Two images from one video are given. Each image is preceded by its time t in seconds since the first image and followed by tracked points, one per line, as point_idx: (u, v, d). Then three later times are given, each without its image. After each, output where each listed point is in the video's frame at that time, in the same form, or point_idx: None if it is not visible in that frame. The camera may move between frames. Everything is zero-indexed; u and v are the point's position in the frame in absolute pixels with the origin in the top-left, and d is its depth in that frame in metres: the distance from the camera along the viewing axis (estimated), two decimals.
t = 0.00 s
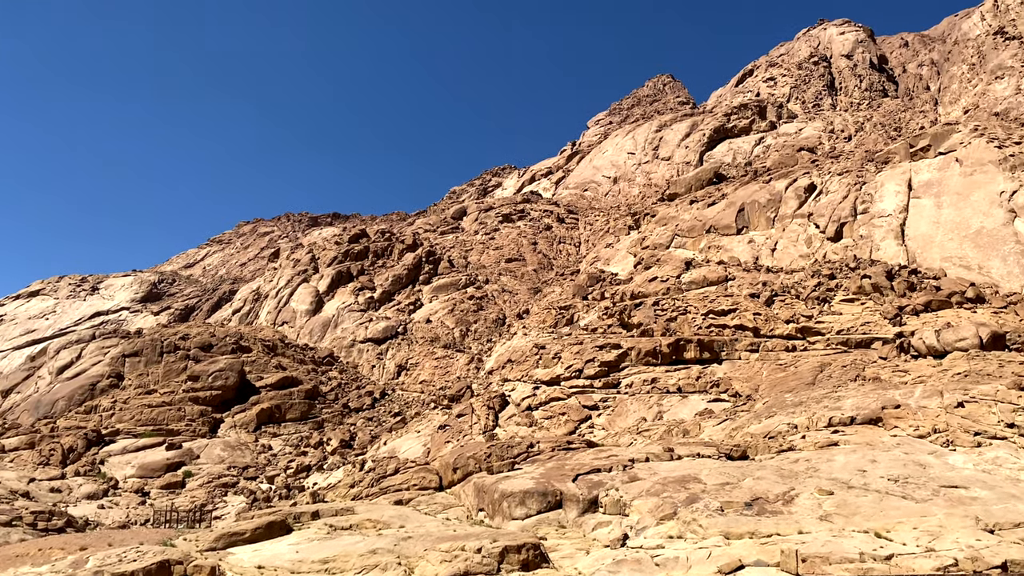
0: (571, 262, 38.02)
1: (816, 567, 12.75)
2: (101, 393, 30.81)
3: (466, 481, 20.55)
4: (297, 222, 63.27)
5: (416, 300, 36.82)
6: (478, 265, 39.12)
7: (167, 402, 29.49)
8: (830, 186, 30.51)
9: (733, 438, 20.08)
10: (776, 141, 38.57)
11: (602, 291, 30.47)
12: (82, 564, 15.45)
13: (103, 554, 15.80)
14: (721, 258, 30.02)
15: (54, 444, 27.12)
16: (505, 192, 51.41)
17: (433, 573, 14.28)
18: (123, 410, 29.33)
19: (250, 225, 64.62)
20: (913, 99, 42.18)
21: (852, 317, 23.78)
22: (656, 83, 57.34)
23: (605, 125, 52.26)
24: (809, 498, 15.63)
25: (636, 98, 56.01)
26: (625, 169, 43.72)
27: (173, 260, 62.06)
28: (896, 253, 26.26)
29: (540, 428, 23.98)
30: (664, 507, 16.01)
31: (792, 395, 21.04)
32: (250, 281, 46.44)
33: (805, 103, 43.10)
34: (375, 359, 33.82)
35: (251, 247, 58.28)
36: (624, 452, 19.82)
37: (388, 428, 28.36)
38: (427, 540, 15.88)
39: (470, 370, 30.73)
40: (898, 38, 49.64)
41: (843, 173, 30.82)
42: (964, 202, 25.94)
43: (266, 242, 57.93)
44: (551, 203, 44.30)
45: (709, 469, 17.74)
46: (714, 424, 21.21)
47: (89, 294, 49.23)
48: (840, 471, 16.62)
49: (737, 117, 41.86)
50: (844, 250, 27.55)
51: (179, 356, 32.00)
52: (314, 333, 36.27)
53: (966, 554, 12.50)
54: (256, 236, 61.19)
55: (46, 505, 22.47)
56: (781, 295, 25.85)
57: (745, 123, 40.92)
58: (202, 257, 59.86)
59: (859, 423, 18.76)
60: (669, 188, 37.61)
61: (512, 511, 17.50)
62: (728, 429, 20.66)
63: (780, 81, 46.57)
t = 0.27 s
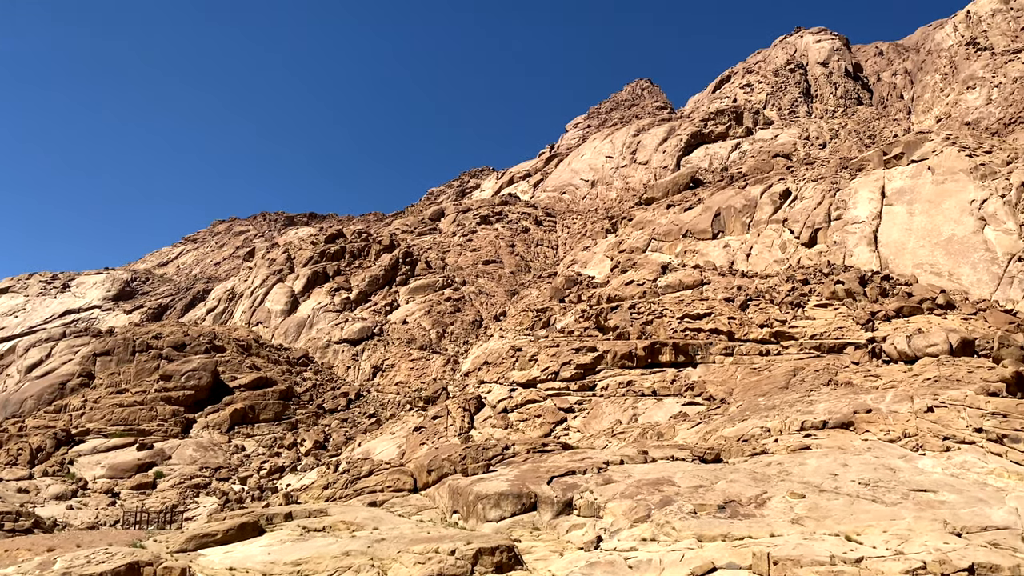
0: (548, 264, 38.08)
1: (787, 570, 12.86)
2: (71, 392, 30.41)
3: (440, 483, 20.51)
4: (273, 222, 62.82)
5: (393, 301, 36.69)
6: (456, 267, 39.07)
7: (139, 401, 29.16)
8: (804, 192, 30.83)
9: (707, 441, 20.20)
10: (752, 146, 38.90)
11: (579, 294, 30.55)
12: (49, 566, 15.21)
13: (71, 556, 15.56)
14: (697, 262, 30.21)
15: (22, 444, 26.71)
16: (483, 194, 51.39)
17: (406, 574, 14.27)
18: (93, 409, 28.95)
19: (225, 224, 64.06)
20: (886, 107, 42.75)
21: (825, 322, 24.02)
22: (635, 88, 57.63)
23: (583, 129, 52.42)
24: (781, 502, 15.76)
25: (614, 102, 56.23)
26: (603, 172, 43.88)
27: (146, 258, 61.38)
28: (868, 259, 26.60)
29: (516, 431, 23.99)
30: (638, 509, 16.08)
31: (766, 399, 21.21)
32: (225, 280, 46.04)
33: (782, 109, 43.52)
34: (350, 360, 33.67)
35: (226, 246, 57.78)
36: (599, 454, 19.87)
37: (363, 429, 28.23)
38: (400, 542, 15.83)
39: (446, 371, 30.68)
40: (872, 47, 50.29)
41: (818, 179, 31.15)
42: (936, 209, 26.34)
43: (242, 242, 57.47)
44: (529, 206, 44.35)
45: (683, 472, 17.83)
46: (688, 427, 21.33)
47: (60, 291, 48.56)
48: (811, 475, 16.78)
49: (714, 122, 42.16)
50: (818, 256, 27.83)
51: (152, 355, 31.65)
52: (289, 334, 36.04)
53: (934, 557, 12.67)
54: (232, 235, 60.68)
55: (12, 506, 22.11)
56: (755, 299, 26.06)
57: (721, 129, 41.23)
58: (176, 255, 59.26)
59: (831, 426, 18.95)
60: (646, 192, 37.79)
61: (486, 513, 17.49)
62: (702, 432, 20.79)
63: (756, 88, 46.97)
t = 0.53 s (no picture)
0: (525, 265, 38.12)
1: (757, 570, 12.98)
2: (39, 390, 29.99)
3: (413, 483, 20.44)
4: (247, 219, 62.31)
5: (368, 300, 36.54)
6: (432, 266, 38.99)
7: (109, 400, 28.79)
8: (778, 197, 31.13)
9: (680, 443, 20.34)
10: (727, 151, 39.22)
11: (555, 295, 30.62)
12: (14, 566, 14.96)
13: (37, 556, 15.31)
14: (672, 264, 30.39)
15: None
16: (460, 194, 51.35)
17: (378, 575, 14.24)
18: (61, 407, 28.54)
19: (198, 221, 63.44)
20: (859, 114, 43.32)
21: (797, 325, 24.26)
22: (612, 90, 57.87)
23: (560, 130, 52.54)
24: (752, 503, 15.90)
25: (592, 104, 56.42)
26: (580, 174, 44.02)
27: (117, 255, 60.63)
28: (840, 263, 26.91)
29: (490, 431, 23.99)
30: (611, 510, 16.14)
31: (738, 401, 21.39)
32: (198, 278, 45.60)
33: (757, 114, 43.93)
34: (324, 359, 33.49)
35: (200, 243, 57.23)
36: (573, 455, 19.93)
37: (336, 429, 28.08)
38: (372, 542, 15.76)
39: (420, 372, 30.61)
40: (846, 54, 50.92)
41: (791, 184, 31.48)
42: (907, 216, 26.73)
43: (215, 239, 56.94)
44: (506, 207, 44.37)
45: (655, 473, 17.93)
46: (661, 428, 21.45)
47: (29, 287, 47.84)
48: (782, 477, 16.94)
49: (690, 126, 42.46)
50: (791, 260, 28.11)
51: (122, 353, 31.27)
52: (263, 332, 35.77)
53: (902, 558, 12.85)
54: (205, 232, 60.10)
55: None
56: (729, 302, 26.27)
57: (697, 133, 41.54)
58: (148, 252, 58.60)
59: (802, 429, 19.15)
60: (622, 194, 37.97)
61: (459, 514, 17.47)
62: (675, 434, 20.92)
63: (732, 92, 47.35)
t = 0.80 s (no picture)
0: (499, 265, 38.13)
1: (727, 570, 13.09)
2: (4, 386, 29.52)
3: (385, 483, 20.36)
4: (220, 215, 61.71)
5: (341, 299, 36.35)
6: (406, 265, 38.85)
7: (75, 397, 28.37)
8: (751, 200, 31.40)
9: (651, 443, 20.45)
10: (701, 154, 39.50)
11: (529, 295, 30.65)
12: None
13: None
14: (645, 266, 30.54)
15: None
16: (435, 193, 51.24)
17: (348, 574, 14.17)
18: (27, 404, 28.08)
19: (169, 217, 62.72)
20: (831, 119, 43.84)
21: (768, 327, 24.48)
22: (588, 92, 58.04)
23: (536, 131, 52.61)
24: (722, 503, 16.03)
25: (568, 105, 56.55)
26: (555, 175, 44.10)
27: (86, 250, 59.78)
28: (811, 267, 27.22)
29: (462, 431, 23.96)
30: (582, 510, 16.18)
31: (709, 402, 21.55)
32: (168, 274, 45.08)
33: (731, 118, 44.29)
34: (296, 358, 33.26)
35: (170, 239, 56.58)
36: (545, 455, 19.95)
37: (307, 428, 27.90)
38: (342, 542, 15.67)
39: (393, 371, 30.50)
40: (819, 60, 51.51)
41: (763, 188, 31.77)
42: (877, 220, 27.14)
43: (186, 235, 56.33)
44: (481, 206, 44.35)
45: (627, 473, 18.02)
46: (633, 428, 21.54)
47: None
48: (752, 477, 17.10)
49: (664, 129, 42.71)
50: (763, 263, 28.37)
51: (90, 350, 30.82)
52: (234, 330, 35.44)
53: (868, 558, 13.02)
54: (176, 228, 59.45)
55: None
56: (701, 304, 26.45)
57: (672, 136, 41.79)
58: (118, 248, 57.84)
59: (772, 430, 19.34)
60: (597, 195, 38.09)
61: (431, 513, 17.43)
62: (647, 434, 21.03)
63: (707, 96, 47.68)
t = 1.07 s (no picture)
0: (472, 264, 38.10)
1: (694, 569, 13.21)
2: None
3: (354, 481, 20.26)
4: (189, 210, 61.01)
5: (312, 296, 36.10)
6: (378, 263, 38.68)
7: (39, 393, 27.90)
8: (722, 202, 31.68)
9: (621, 442, 20.55)
10: (673, 156, 39.75)
11: (502, 295, 30.64)
12: None
13: None
14: (618, 266, 30.67)
15: None
16: (409, 190, 51.06)
17: (315, 573, 14.09)
18: None
19: (138, 211, 61.88)
20: (802, 123, 44.36)
21: (738, 328, 24.69)
22: (563, 92, 58.16)
23: (510, 130, 52.63)
24: (690, 503, 16.15)
25: (542, 105, 56.61)
26: (529, 174, 44.13)
27: (51, 244, 58.80)
28: (780, 268, 27.53)
29: (433, 430, 23.91)
30: (552, 509, 16.21)
31: (679, 402, 21.70)
32: (136, 269, 44.48)
33: (703, 120, 44.61)
34: (266, 355, 32.98)
35: (139, 233, 55.83)
36: (515, 454, 19.97)
37: (276, 426, 27.67)
38: (311, 540, 15.57)
39: (364, 369, 30.36)
40: (791, 64, 52.07)
41: (735, 190, 32.05)
42: (845, 224, 27.62)
43: (155, 229, 55.60)
44: (454, 205, 44.27)
45: (597, 472, 18.09)
46: (604, 428, 21.64)
47: None
48: (720, 477, 17.24)
49: (638, 130, 42.91)
50: (733, 264, 28.62)
51: (54, 345, 30.32)
52: (203, 326, 35.06)
53: (832, 557, 13.20)
54: (145, 222, 58.67)
55: None
56: (672, 304, 26.61)
57: (645, 137, 42.01)
58: (85, 242, 56.96)
59: (740, 430, 19.51)
60: (571, 196, 38.18)
61: (400, 512, 17.38)
62: (617, 433, 21.14)
63: (680, 98, 47.96)
